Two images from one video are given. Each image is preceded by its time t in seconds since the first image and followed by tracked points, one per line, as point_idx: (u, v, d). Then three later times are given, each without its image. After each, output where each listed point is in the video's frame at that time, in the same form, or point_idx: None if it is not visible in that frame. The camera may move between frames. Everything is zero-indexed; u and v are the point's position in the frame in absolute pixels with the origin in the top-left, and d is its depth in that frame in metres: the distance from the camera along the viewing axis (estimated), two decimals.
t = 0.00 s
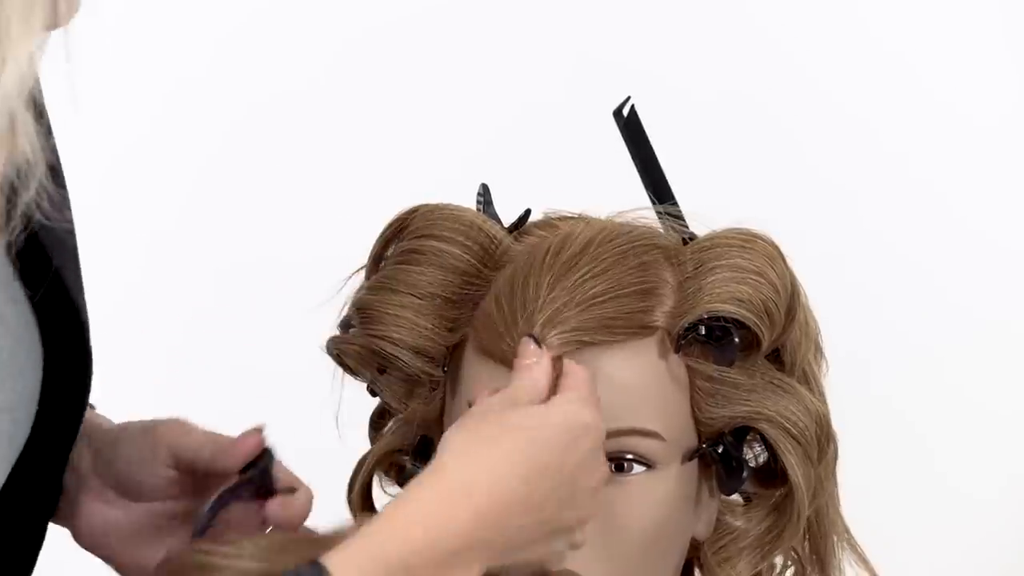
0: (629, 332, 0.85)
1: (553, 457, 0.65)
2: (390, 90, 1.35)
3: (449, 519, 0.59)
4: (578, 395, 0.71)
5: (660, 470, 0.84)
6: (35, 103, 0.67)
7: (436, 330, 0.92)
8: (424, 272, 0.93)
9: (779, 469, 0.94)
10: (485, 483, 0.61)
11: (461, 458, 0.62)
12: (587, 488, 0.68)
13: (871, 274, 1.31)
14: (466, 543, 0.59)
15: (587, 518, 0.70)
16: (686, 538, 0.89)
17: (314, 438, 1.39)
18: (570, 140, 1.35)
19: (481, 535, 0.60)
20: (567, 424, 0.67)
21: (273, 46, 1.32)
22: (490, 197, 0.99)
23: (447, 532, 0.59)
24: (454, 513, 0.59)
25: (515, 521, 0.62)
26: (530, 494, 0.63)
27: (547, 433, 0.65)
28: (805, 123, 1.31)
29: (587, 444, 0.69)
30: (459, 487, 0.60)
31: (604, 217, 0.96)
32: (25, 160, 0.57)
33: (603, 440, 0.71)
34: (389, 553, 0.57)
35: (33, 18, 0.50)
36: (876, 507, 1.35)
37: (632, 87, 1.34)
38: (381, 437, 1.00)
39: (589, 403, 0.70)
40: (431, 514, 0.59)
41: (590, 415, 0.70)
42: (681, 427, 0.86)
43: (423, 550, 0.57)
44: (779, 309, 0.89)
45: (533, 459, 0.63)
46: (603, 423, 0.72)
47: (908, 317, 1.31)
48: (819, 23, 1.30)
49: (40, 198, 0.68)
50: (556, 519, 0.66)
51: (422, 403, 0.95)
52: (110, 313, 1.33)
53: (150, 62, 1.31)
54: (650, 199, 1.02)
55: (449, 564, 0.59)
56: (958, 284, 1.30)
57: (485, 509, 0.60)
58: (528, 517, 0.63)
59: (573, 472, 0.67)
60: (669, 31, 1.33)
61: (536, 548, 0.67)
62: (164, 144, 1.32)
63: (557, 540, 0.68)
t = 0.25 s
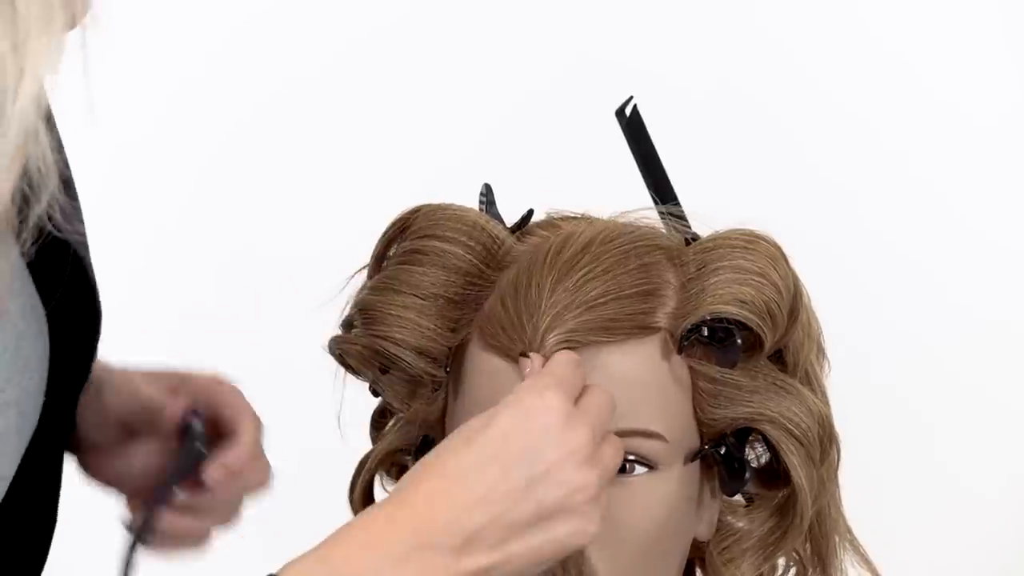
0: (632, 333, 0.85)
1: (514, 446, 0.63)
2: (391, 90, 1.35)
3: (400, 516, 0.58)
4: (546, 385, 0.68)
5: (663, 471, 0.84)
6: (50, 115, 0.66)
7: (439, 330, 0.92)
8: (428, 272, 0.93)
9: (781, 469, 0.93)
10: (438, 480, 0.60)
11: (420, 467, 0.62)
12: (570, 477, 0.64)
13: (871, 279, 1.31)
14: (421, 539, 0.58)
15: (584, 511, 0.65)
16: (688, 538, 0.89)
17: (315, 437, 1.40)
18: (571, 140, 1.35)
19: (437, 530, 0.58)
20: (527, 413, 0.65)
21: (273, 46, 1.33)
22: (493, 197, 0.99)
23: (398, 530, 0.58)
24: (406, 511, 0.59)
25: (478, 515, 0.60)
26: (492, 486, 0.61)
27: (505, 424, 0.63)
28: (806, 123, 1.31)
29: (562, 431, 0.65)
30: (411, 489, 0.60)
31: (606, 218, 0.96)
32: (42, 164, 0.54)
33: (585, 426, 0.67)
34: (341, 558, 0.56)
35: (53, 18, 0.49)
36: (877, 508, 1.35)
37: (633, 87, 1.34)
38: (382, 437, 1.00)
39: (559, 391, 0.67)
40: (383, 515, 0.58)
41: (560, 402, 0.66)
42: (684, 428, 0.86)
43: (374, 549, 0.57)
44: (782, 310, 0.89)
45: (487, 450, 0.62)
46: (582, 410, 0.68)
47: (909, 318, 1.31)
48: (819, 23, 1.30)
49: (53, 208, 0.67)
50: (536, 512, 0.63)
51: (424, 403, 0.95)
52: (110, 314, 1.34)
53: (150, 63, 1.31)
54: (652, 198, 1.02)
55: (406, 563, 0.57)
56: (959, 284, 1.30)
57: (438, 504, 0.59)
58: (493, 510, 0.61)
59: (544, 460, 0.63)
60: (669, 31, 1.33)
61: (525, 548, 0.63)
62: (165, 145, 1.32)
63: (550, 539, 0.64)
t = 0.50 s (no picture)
0: (635, 333, 0.85)
1: (524, 446, 0.62)
2: (394, 93, 1.35)
3: (411, 516, 0.59)
4: (556, 384, 0.67)
5: (664, 471, 0.84)
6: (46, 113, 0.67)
7: (440, 330, 0.92)
8: (430, 272, 0.93)
9: (783, 469, 0.93)
10: (449, 479, 0.60)
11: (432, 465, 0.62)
12: (584, 476, 0.63)
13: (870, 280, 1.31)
14: (433, 538, 0.58)
15: (599, 509, 0.64)
16: (689, 539, 0.88)
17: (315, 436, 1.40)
18: (572, 140, 1.35)
19: (449, 530, 0.59)
20: (538, 413, 0.64)
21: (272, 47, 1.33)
22: (494, 197, 0.99)
23: (409, 528, 0.58)
24: (417, 511, 0.59)
25: (490, 515, 0.60)
26: (503, 486, 0.61)
27: (517, 423, 0.63)
28: (807, 124, 1.31)
29: (572, 432, 0.64)
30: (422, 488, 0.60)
31: (607, 218, 0.96)
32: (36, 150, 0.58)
33: (598, 425, 0.65)
34: (353, 560, 0.57)
35: (45, 17, 0.49)
36: (877, 507, 1.34)
37: (634, 87, 1.34)
38: (383, 436, 1.00)
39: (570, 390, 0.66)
40: (395, 514, 0.59)
41: (572, 401, 0.65)
42: (686, 428, 0.86)
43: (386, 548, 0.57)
44: (784, 310, 0.89)
45: (498, 449, 0.62)
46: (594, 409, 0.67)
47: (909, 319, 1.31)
48: (817, 25, 1.30)
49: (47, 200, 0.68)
50: (550, 513, 0.62)
51: (426, 403, 0.94)
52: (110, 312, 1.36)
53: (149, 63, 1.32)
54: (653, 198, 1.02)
55: (418, 563, 0.58)
56: (960, 283, 1.30)
57: (451, 505, 0.59)
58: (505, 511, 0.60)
59: (556, 460, 0.63)
60: (669, 31, 1.33)
61: (541, 548, 0.62)
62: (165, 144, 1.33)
63: (567, 539, 0.63)
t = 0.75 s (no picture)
0: (635, 333, 0.85)
1: (531, 453, 0.62)
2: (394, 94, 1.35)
3: (415, 521, 0.58)
4: (564, 391, 0.66)
5: (664, 471, 0.84)
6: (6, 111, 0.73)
7: (440, 330, 0.92)
8: (430, 272, 0.93)
9: (783, 469, 0.93)
10: (455, 484, 0.60)
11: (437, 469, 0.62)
12: (590, 488, 0.63)
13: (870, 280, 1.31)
14: (438, 544, 0.58)
15: (603, 520, 0.64)
16: (689, 538, 0.88)
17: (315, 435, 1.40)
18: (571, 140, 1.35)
19: (454, 536, 0.58)
20: (546, 421, 0.63)
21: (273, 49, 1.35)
22: (495, 197, 0.99)
23: (413, 534, 0.58)
24: (422, 516, 0.59)
25: (495, 523, 0.60)
26: (509, 494, 0.60)
27: (527, 430, 0.62)
28: (807, 124, 1.31)
29: (580, 442, 0.64)
30: (426, 492, 0.60)
31: (607, 218, 0.96)
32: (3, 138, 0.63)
33: (606, 436, 0.65)
34: (356, 564, 0.57)
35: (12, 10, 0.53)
36: (877, 507, 1.35)
37: (633, 87, 1.34)
38: (383, 436, 1.00)
39: (578, 398, 0.65)
40: (399, 519, 0.59)
41: (580, 411, 0.64)
42: (686, 428, 0.86)
43: (389, 553, 0.57)
44: (784, 310, 0.89)
45: (505, 456, 0.61)
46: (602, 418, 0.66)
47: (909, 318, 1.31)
48: (817, 24, 1.30)
49: (15, 203, 0.77)
50: (555, 522, 0.62)
51: (427, 403, 0.94)
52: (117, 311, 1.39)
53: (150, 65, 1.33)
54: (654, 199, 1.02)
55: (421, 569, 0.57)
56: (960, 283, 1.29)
57: (457, 510, 0.59)
58: (509, 519, 0.60)
59: (563, 470, 0.62)
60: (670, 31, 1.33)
61: (543, 556, 0.63)
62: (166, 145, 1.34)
63: (569, 548, 0.63)
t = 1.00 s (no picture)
0: (636, 333, 0.85)
1: (543, 472, 0.61)
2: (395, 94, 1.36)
3: (425, 536, 0.58)
4: (576, 409, 0.66)
5: (665, 470, 0.84)
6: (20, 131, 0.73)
7: (441, 329, 0.92)
8: (431, 271, 0.93)
9: (783, 469, 0.93)
10: (467, 499, 0.60)
11: (446, 480, 0.61)
12: (598, 509, 0.64)
13: (870, 281, 1.31)
14: (449, 561, 0.57)
15: (606, 540, 0.65)
16: (689, 538, 0.88)
17: (315, 435, 1.40)
18: (572, 140, 1.35)
19: (464, 553, 0.58)
20: (558, 440, 0.63)
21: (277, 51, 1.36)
22: (495, 197, 0.99)
23: (423, 549, 0.57)
24: (433, 530, 0.58)
25: (505, 540, 0.60)
26: (519, 511, 0.60)
27: (536, 447, 0.62)
28: (807, 124, 1.31)
29: (590, 463, 0.64)
30: (437, 505, 0.59)
31: (608, 217, 0.96)
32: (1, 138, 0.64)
33: (615, 456, 0.65)
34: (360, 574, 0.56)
35: None
36: (877, 507, 1.35)
37: (634, 87, 1.34)
38: (383, 436, 1.00)
39: (590, 418, 0.65)
40: (408, 533, 0.58)
41: (591, 432, 0.64)
42: (686, 427, 0.86)
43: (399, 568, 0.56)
44: (784, 310, 0.89)
45: (518, 474, 0.61)
46: (611, 437, 0.66)
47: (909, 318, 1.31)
48: (817, 24, 1.30)
49: (15, 220, 0.78)
50: (561, 541, 0.62)
51: (427, 402, 0.94)
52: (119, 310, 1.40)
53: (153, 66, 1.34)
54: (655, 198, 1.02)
55: None
56: (960, 283, 1.30)
57: (465, 524, 0.59)
58: (518, 537, 0.60)
59: (572, 491, 0.62)
60: (671, 31, 1.33)
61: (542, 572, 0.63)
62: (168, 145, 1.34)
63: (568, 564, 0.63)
